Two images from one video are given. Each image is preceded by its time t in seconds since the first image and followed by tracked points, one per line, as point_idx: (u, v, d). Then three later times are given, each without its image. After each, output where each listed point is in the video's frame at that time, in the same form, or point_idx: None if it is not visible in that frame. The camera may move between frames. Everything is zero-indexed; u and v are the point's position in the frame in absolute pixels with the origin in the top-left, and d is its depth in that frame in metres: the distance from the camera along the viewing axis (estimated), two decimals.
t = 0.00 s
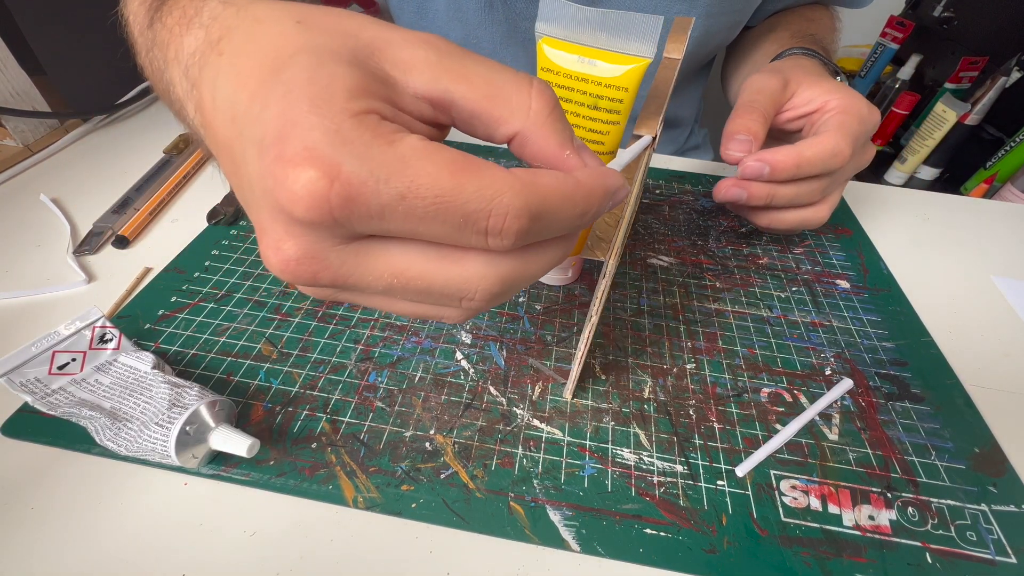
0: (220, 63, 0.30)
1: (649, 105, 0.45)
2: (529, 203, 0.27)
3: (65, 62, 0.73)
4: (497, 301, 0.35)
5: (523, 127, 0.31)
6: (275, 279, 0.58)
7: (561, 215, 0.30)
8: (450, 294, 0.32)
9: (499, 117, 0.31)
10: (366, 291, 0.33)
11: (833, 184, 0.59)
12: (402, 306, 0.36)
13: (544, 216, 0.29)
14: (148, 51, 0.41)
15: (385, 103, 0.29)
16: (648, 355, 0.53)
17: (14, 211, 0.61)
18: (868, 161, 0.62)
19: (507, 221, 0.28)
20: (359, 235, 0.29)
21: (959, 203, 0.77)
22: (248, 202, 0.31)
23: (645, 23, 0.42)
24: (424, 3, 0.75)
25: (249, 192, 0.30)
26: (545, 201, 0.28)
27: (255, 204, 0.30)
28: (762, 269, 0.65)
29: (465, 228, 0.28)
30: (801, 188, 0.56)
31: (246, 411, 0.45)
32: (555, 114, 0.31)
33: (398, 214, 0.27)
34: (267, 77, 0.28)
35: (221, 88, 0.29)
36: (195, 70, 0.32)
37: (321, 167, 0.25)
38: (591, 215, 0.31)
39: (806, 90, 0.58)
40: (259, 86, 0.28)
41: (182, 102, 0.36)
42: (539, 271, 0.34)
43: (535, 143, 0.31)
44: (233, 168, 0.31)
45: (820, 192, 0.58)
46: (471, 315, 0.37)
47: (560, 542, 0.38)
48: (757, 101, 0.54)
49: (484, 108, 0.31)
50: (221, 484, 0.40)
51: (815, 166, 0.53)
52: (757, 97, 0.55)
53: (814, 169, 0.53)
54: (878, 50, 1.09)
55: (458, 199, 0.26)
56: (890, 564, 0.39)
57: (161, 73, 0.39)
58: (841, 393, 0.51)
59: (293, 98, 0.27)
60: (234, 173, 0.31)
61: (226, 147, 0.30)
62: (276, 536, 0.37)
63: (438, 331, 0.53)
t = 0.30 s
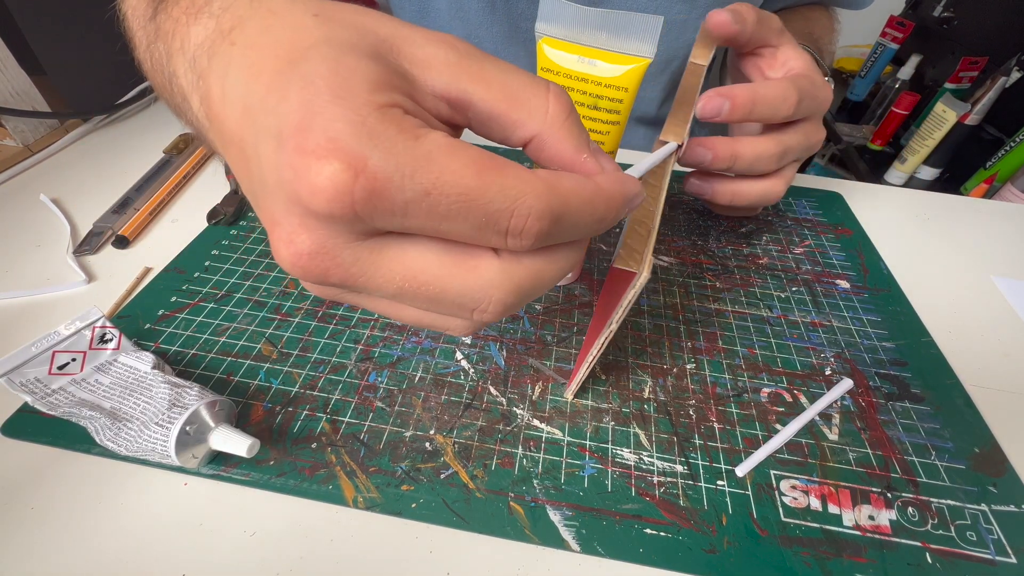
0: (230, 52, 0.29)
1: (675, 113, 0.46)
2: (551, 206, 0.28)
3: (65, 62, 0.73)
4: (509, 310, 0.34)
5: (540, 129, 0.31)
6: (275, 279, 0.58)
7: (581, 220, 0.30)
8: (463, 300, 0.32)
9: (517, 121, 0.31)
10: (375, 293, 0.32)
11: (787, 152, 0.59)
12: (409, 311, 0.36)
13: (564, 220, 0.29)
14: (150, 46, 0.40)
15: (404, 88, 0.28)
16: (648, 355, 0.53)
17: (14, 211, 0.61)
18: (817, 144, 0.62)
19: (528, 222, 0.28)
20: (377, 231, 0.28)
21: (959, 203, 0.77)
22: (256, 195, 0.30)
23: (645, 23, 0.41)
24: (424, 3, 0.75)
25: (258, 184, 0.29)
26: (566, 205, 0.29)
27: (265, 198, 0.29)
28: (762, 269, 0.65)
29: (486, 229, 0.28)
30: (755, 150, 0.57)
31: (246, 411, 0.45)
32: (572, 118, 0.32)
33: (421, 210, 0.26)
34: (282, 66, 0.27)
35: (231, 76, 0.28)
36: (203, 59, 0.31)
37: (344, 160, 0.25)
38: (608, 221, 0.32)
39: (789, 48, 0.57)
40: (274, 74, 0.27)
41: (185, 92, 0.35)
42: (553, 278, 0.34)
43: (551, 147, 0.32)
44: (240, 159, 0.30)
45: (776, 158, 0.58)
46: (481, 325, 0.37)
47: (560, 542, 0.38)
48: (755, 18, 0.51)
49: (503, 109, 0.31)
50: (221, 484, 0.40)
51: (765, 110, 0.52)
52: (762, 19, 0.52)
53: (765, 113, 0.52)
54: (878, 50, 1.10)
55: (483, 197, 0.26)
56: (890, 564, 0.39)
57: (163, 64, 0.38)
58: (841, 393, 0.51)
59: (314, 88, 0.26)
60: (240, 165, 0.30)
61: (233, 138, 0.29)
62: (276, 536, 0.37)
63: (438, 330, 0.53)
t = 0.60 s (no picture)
0: (240, 37, 0.28)
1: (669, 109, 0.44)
2: (571, 207, 0.28)
3: (65, 62, 0.73)
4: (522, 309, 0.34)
5: (555, 126, 0.31)
6: (275, 279, 0.58)
7: (598, 222, 0.30)
8: (476, 297, 0.31)
9: (532, 117, 0.31)
10: (385, 287, 0.31)
11: (783, 150, 0.59)
12: (417, 309, 0.35)
13: (582, 221, 0.29)
14: (147, 36, 0.39)
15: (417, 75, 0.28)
16: (647, 355, 0.53)
17: (14, 211, 0.61)
18: (814, 141, 0.63)
19: (547, 221, 0.28)
20: (393, 222, 0.28)
21: (958, 203, 0.77)
22: (264, 184, 0.29)
23: (644, 23, 0.41)
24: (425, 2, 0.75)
25: (268, 172, 0.28)
26: (585, 207, 0.29)
27: (276, 185, 0.28)
28: (763, 268, 0.65)
29: (505, 226, 0.28)
30: (753, 145, 0.56)
31: (246, 411, 0.45)
32: (587, 117, 0.32)
33: (441, 203, 0.26)
34: (298, 50, 0.27)
35: (243, 61, 0.28)
36: (209, 44, 0.30)
37: (363, 146, 0.24)
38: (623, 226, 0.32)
39: (783, 44, 0.57)
40: (289, 58, 0.26)
41: (185, 80, 0.33)
42: (565, 278, 0.34)
43: (566, 144, 0.32)
44: (247, 146, 0.29)
45: (772, 155, 0.58)
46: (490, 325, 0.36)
47: (560, 542, 0.38)
48: (744, 13, 0.50)
49: (518, 104, 0.31)
50: (221, 484, 0.39)
51: (761, 109, 0.52)
52: (753, 16, 0.52)
53: (759, 112, 0.52)
54: (877, 50, 1.10)
55: (505, 193, 0.26)
56: (890, 565, 0.39)
57: (161, 55, 0.37)
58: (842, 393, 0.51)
59: (332, 72, 0.26)
60: (248, 152, 0.29)
61: (242, 123, 0.28)
62: (275, 537, 0.37)
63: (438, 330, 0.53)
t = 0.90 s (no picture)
0: (272, 42, 0.27)
1: (659, 108, 0.43)
2: (586, 230, 0.29)
3: (65, 62, 0.73)
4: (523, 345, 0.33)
5: (566, 166, 0.32)
6: (275, 279, 0.58)
7: (605, 250, 0.31)
8: (477, 331, 0.30)
9: (547, 154, 0.31)
10: (385, 306, 0.30)
11: (774, 149, 0.59)
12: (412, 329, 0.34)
13: (592, 246, 0.30)
14: (158, 33, 0.37)
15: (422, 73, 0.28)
16: (648, 355, 0.53)
17: (14, 211, 0.61)
18: (805, 139, 0.62)
19: (563, 242, 0.28)
20: (414, 236, 0.27)
21: (958, 203, 0.77)
22: (277, 186, 0.27)
23: (645, 23, 0.41)
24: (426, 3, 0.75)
25: (286, 175, 0.26)
26: (598, 231, 0.30)
27: (292, 187, 0.26)
28: (762, 269, 0.65)
29: (523, 243, 0.28)
30: (745, 144, 0.56)
31: (246, 411, 0.45)
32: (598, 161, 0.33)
33: (467, 217, 0.26)
34: (334, 60, 0.26)
35: (273, 63, 0.27)
36: (234, 42, 0.29)
37: (400, 157, 0.24)
38: (625, 257, 0.33)
39: (775, 43, 0.57)
40: (324, 67, 0.26)
41: (195, 76, 0.31)
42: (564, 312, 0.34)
43: (577, 181, 0.32)
44: (264, 147, 0.27)
45: (763, 154, 0.58)
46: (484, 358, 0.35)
47: (560, 542, 0.38)
48: (734, 12, 0.50)
49: (534, 142, 0.31)
50: (221, 484, 0.40)
51: (750, 107, 0.52)
52: (745, 14, 0.52)
53: (748, 110, 0.52)
54: (878, 50, 1.10)
55: (528, 210, 0.27)
56: (890, 565, 0.39)
57: (173, 54, 0.35)
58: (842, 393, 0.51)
59: (369, 86, 0.26)
60: (263, 153, 0.27)
61: (263, 123, 0.27)
62: (275, 537, 0.37)
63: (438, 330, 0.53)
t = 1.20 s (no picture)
0: (277, 43, 0.27)
1: (658, 108, 0.43)
2: (585, 240, 0.29)
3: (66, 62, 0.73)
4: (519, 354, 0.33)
5: (565, 175, 0.32)
6: (275, 279, 0.58)
7: (601, 260, 0.32)
8: (474, 339, 0.30)
9: (547, 163, 0.32)
10: (383, 311, 0.29)
11: (771, 149, 0.59)
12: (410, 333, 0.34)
13: (589, 256, 0.30)
14: (163, 30, 0.37)
15: (422, 75, 0.28)
16: (648, 355, 0.53)
17: (14, 211, 0.61)
18: (804, 140, 0.63)
19: (562, 252, 0.29)
20: (416, 243, 0.27)
21: (958, 203, 0.77)
22: (280, 189, 0.27)
23: (646, 23, 0.41)
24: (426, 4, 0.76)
25: (289, 179, 0.26)
26: (596, 241, 0.30)
27: (296, 191, 0.26)
28: (762, 269, 0.65)
29: (523, 252, 0.28)
30: (742, 146, 0.56)
31: (246, 411, 0.45)
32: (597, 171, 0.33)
33: (469, 226, 0.26)
34: (339, 66, 0.26)
35: (277, 66, 0.27)
36: (238, 43, 0.28)
37: (404, 166, 0.24)
38: (620, 266, 0.34)
39: (774, 43, 0.57)
40: (329, 73, 0.26)
41: (198, 75, 0.31)
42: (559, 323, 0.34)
43: (575, 193, 0.32)
44: (268, 150, 0.27)
45: (760, 154, 0.58)
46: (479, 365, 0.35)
47: (560, 543, 0.38)
48: (734, 12, 0.50)
49: (535, 151, 0.31)
50: (221, 484, 0.39)
51: (748, 108, 0.52)
52: (744, 14, 0.52)
53: (746, 111, 0.52)
54: (878, 50, 1.10)
55: (528, 220, 0.27)
56: (890, 564, 0.39)
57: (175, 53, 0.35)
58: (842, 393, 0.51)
59: (375, 94, 0.26)
60: (267, 157, 0.27)
61: (268, 125, 0.26)
62: (275, 537, 0.37)
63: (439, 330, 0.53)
